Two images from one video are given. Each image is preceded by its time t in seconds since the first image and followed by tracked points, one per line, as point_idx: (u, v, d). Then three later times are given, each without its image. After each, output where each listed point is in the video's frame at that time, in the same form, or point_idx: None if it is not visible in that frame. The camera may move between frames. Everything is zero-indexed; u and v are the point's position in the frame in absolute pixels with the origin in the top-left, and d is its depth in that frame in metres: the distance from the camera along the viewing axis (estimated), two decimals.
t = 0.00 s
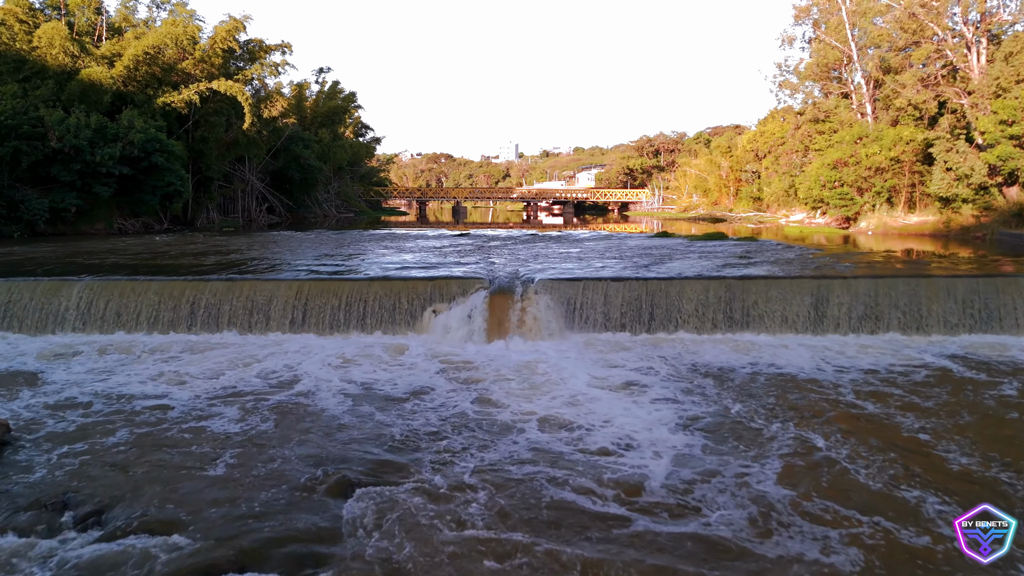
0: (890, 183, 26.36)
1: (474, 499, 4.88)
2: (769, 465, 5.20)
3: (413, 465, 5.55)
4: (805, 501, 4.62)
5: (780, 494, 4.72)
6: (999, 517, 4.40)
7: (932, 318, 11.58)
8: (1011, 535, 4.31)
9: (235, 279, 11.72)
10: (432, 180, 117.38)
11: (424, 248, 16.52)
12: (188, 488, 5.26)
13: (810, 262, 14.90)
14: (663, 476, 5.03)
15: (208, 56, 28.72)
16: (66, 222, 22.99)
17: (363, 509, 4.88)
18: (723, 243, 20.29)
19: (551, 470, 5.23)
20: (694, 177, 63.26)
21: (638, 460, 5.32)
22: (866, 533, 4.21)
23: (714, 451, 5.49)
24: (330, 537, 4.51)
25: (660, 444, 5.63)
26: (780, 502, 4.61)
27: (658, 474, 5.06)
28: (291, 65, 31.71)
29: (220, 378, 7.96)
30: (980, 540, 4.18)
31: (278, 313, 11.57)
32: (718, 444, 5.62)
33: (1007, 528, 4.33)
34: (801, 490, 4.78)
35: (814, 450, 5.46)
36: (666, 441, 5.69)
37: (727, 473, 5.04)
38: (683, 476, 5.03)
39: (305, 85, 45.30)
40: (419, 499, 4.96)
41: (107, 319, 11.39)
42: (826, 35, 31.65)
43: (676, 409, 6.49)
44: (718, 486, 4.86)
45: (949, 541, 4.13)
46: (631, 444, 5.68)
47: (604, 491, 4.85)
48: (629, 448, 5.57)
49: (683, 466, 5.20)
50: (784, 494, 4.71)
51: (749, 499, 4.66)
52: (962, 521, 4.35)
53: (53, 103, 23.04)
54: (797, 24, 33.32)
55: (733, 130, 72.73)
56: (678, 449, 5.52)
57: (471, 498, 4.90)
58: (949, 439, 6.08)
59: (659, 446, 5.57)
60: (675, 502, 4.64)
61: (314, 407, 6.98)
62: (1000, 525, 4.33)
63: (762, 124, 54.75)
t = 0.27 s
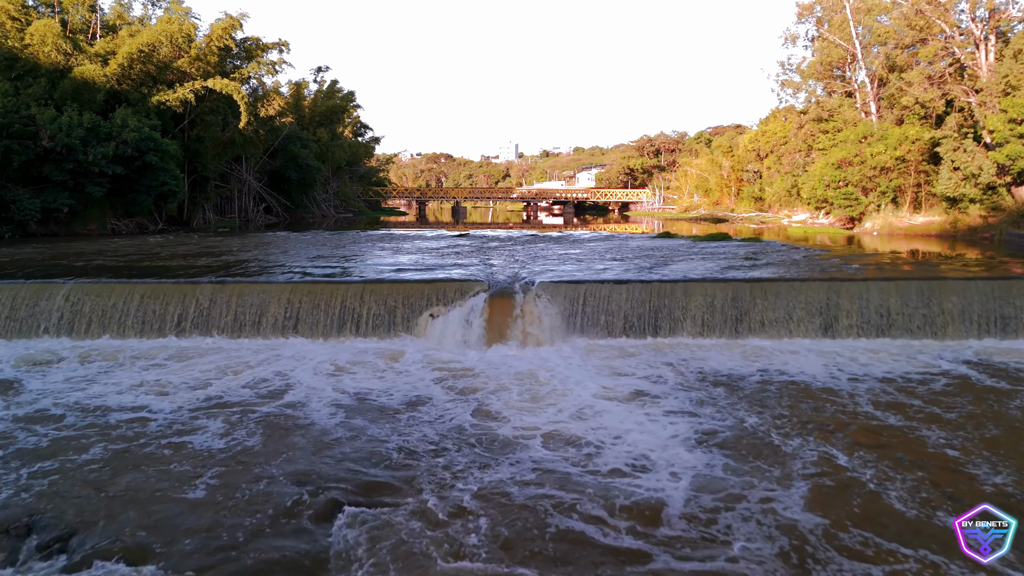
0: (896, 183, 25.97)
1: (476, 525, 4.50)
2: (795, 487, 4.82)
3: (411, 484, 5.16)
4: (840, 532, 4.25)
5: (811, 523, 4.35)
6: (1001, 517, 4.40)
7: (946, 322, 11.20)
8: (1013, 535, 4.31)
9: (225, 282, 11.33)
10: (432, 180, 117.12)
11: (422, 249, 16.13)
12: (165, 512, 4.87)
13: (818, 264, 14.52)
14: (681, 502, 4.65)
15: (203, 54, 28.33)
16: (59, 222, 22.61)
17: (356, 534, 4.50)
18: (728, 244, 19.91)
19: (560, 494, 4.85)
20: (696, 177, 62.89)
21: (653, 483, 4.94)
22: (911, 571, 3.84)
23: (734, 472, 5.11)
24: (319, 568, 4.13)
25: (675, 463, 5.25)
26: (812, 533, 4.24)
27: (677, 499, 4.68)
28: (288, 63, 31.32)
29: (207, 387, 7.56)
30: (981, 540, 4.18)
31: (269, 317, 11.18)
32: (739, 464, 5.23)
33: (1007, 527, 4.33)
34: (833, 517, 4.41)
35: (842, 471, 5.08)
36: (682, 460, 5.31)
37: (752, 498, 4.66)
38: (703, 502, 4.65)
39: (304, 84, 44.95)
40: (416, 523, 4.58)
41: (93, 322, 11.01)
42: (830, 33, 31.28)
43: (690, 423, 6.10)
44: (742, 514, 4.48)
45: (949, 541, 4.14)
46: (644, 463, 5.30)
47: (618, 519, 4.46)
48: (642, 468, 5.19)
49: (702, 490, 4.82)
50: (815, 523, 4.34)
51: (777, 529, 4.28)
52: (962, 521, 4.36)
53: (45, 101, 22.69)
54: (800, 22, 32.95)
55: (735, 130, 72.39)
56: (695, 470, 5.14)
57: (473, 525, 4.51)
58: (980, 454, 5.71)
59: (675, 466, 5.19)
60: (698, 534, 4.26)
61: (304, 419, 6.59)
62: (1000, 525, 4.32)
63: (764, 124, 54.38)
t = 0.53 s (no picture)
0: (901, 183, 25.59)
1: (480, 559, 4.10)
2: (827, 515, 4.44)
3: (408, 508, 4.77)
4: (884, 570, 3.86)
5: (849, 559, 3.97)
6: (1000, 516, 4.40)
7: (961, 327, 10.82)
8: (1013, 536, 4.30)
9: (215, 285, 10.96)
10: (432, 180, 116.79)
11: (419, 251, 15.72)
12: (139, 540, 4.48)
13: (826, 266, 14.13)
14: (705, 534, 4.26)
15: (199, 52, 27.94)
16: (50, 223, 22.22)
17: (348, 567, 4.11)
18: (732, 244, 19.51)
19: (572, 522, 4.46)
20: (697, 177, 62.52)
21: (672, 510, 4.55)
22: None
23: (758, 496, 4.72)
24: None
25: (694, 487, 4.87)
26: (852, 570, 3.86)
27: (699, 530, 4.30)
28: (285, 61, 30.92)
29: (192, 398, 7.15)
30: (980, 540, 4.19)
31: (259, 321, 10.81)
32: (763, 487, 4.84)
33: (1006, 526, 4.33)
34: (873, 551, 4.03)
35: (875, 496, 4.70)
36: (701, 483, 4.93)
37: (782, 529, 4.27)
38: (729, 534, 4.26)
39: (302, 83, 44.57)
40: (414, 555, 4.18)
41: (77, 327, 10.63)
42: (834, 31, 30.91)
43: (707, 440, 5.71)
44: (773, 547, 4.09)
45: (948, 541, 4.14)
46: (661, 486, 4.91)
47: (637, 554, 4.07)
48: (659, 493, 4.80)
49: (726, 519, 4.44)
50: (855, 559, 3.96)
51: (813, 567, 3.90)
52: (962, 521, 4.36)
53: (37, 99, 22.30)
54: (803, 19, 32.54)
55: (736, 130, 72.04)
56: (716, 494, 4.76)
57: (476, 558, 4.12)
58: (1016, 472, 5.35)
59: (694, 490, 4.80)
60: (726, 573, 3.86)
61: (294, 434, 6.20)
62: (1000, 525, 4.33)
63: (766, 123, 54.02)
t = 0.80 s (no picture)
0: (907, 183, 25.21)
1: None
2: (867, 550, 4.07)
3: (406, 536, 4.38)
4: None
5: None
6: (999, 515, 4.43)
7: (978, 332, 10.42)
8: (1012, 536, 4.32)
9: (204, 288, 10.60)
10: (431, 180, 116.46)
11: (416, 252, 15.34)
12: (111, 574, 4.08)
13: (835, 268, 13.75)
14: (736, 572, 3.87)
15: (194, 49, 27.56)
16: (42, 224, 21.84)
17: None
18: (737, 246, 19.13)
19: (587, 556, 4.08)
20: (698, 177, 62.18)
21: (697, 543, 4.17)
22: None
23: (790, 526, 4.34)
24: None
25: (719, 515, 4.48)
26: None
27: (729, 567, 3.91)
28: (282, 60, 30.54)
29: (173, 410, 6.75)
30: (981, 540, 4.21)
31: (249, 326, 10.45)
32: (793, 514, 4.47)
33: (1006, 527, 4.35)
34: None
35: (916, 525, 4.34)
36: (726, 510, 4.54)
37: (821, 567, 3.89)
38: (762, 572, 3.88)
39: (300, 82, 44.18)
40: None
41: (62, 332, 10.28)
42: (838, 29, 30.54)
43: (727, 459, 5.32)
44: None
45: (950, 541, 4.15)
46: (682, 514, 4.52)
47: None
48: (681, 522, 4.41)
49: (757, 553, 4.05)
50: None
51: None
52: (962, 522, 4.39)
53: (29, 98, 21.94)
54: (806, 17, 32.19)
55: (737, 129, 71.72)
56: (743, 524, 4.38)
57: None
58: None
59: (720, 519, 4.42)
60: None
61: (283, 450, 5.81)
62: (1000, 525, 4.36)
63: (767, 123, 53.69)
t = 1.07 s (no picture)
0: (913, 182, 24.83)
1: None
2: None
3: (405, 572, 4.00)
4: None
5: None
6: (1000, 516, 4.46)
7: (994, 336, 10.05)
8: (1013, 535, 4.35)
9: (193, 291, 10.23)
10: (431, 180, 116.15)
11: (412, 253, 14.95)
12: None
13: (844, 270, 13.38)
14: None
15: (189, 47, 27.18)
16: (34, 224, 21.47)
17: None
18: (742, 248, 18.74)
19: None
20: (699, 176, 61.83)
21: None
22: None
23: (827, 563, 3.97)
24: None
25: (748, 550, 4.10)
26: None
27: None
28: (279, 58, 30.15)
29: (154, 424, 6.35)
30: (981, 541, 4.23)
31: (239, 330, 10.07)
32: (829, 548, 4.10)
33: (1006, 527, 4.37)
34: None
35: (964, 561, 3.98)
36: (755, 544, 4.16)
37: None
38: None
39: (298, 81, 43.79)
40: None
41: (45, 338, 9.91)
42: (842, 27, 30.17)
43: (750, 482, 4.94)
44: None
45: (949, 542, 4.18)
46: (707, 549, 4.14)
47: None
48: (708, 558, 4.03)
49: None
50: None
51: None
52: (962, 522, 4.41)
53: (20, 96, 21.58)
54: (809, 16, 31.82)
55: (738, 129, 71.33)
56: (776, 560, 4.00)
57: None
58: None
59: (750, 555, 4.04)
60: None
61: (270, 470, 5.41)
62: (1000, 525, 4.37)
63: (769, 122, 53.35)
